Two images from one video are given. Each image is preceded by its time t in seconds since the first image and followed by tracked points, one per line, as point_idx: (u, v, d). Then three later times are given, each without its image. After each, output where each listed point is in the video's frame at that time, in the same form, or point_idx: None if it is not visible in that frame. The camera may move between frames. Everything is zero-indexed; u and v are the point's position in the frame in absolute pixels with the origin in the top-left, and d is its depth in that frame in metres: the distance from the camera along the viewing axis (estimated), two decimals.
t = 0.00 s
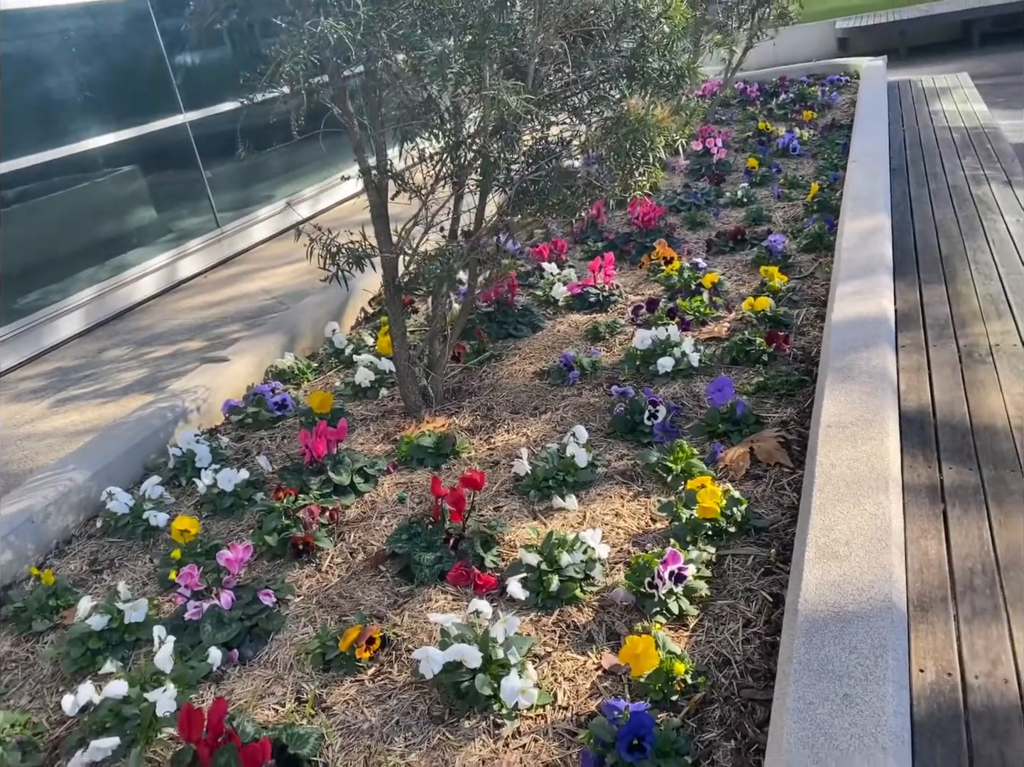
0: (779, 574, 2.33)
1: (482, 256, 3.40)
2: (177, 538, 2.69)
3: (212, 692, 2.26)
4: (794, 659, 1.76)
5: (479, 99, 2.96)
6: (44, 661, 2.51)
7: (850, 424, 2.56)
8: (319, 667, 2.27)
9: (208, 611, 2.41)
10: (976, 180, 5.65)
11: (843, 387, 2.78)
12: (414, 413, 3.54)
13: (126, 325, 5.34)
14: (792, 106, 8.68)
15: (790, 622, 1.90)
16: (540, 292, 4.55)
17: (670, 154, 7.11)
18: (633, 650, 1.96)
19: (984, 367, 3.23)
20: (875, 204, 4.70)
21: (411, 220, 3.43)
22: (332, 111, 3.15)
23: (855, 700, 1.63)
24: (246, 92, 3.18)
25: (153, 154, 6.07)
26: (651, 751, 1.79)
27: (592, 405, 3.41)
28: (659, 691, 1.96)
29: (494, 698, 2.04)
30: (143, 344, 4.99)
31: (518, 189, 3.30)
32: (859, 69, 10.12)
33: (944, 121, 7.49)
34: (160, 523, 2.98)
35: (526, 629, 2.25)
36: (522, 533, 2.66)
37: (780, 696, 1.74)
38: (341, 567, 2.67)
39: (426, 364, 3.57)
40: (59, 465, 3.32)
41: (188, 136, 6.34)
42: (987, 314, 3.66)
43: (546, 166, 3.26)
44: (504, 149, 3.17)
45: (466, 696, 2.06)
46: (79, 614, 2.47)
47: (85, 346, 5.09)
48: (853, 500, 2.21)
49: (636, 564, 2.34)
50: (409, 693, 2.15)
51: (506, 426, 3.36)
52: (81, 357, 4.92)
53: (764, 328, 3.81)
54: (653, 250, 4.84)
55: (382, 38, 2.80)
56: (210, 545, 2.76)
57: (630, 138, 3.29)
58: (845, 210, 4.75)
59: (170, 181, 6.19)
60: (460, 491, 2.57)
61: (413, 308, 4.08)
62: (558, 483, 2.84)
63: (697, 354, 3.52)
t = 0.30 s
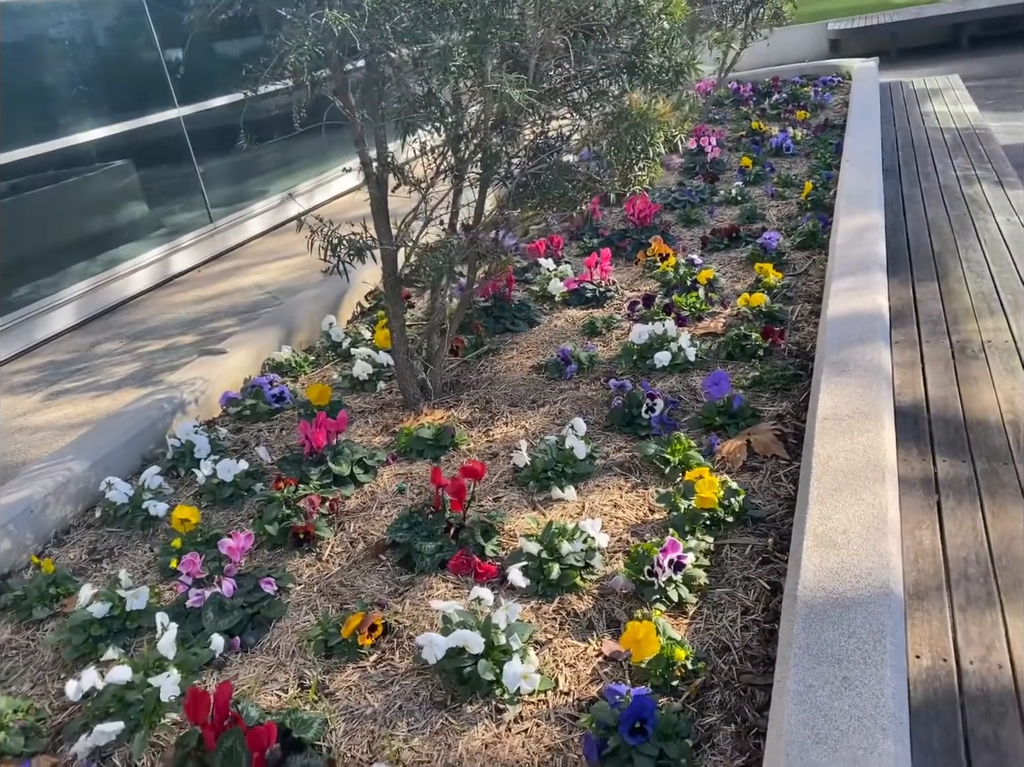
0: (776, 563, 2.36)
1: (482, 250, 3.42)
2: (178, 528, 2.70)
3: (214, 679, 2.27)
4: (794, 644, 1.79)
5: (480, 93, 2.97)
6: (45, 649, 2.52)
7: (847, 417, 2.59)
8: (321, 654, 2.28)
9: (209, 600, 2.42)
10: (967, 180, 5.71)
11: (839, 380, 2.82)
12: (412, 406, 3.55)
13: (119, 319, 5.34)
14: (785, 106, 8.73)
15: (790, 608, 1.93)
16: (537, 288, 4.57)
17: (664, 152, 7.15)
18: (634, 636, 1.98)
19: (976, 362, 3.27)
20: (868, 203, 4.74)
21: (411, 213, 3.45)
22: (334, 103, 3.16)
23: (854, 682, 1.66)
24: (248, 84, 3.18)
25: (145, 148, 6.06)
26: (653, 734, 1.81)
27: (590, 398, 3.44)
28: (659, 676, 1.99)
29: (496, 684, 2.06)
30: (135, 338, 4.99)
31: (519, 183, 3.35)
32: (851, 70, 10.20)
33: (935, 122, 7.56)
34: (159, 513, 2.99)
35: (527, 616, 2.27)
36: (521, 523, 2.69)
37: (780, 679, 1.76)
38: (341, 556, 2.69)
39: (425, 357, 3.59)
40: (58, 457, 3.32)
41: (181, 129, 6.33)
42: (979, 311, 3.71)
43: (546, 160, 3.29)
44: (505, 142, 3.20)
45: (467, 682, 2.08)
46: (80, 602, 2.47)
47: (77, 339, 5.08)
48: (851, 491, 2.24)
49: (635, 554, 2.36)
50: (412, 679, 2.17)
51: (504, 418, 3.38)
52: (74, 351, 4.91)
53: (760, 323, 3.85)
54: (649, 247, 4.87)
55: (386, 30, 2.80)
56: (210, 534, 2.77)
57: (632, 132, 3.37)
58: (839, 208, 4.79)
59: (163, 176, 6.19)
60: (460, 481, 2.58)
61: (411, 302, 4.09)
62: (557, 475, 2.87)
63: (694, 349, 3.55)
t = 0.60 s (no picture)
0: (779, 548, 2.41)
1: (485, 241, 3.45)
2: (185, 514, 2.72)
3: (225, 661, 2.30)
4: (800, 623, 1.84)
5: (486, 84, 3.00)
6: (54, 631, 2.54)
7: (847, 407, 2.64)
8: (331, 637, 2.31)
9: (218, 584, 2.44)
10: (960, 178, 5.78)
11: (839, 371, 2.87)
12: (414, 395, 3.58)
13: (112, 309, 5.33)
14: (779, 104, 8.80)
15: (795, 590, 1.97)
16: (536, 281, 4.61)
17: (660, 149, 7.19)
18: (641, 618, 2.02)
19: (971, 355, 3.33)
20: (863, 199, 4.80)
21: (414, 204, 3.47)
22: (340, 95, 3.19)
23: (860, 660, 1.71)
24: (256, 73, 3.19)
25: (138, 140, 6.06)
26: (663, 712, 1.85)
27: (591, 389, 3.47)
28: (666, 656, 2.03)
29: (506, 664, 2.10)
30: (128, 330, 4.99)
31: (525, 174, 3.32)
32: (843, 69, 10.27)
33: (928, 121, 7.63)
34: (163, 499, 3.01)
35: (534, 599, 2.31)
36: (527, 509, 2.72)
37: (787, 658, 1.81)
38: (349, 542, 2.72)
39: (427, 348, 3.62)
40: (61, 444, 3.33)
41: (175, 121, 6.34)
42: (973, 306, 3.76)
43: (551, 153, 3.32)
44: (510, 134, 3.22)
45: (477, 662, 2.11)
46: (90, 585, 2.49)
47: (70, 330, 5.07)
48: (853, 478, 2.29)
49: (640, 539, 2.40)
50: (422, 660, 2.20)
51: (506, 408, 3.42)
52: (67, 342, 4.90)
53: (758, 317, 3.90)
54: (647, 241, 4.92)
55: (396, 20, 2.82)
56: (217, 519, 2.79)
57: (638, 127, 3.41)
58: (834, 205, 4.84)
59: (155, 168, 6.19)
60: (466, 468, 2.61)
61: (412, 293, 4.12)
62: (561, 462, 2.90)
63: (694, 341, 3.59)
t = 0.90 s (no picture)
0: (782, 530, 2.46)
1: (489, 229, 3.48)
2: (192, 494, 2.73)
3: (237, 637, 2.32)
4: (809, 598, 1.88)
5: (493, 71, 3.02)
6: (64, 609, 2.56)
7: (849, 392, 2.69)
8: (342, 614, 2.34)
9: (229, 562, 2.47)
10: (951, 174, 5.85)
11: (840, 358, 2.92)
12: (417, 380, 3.60)
13: (104, 298, 5.32)
14: (771, 99, 8.86)
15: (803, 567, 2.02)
16: (535, 270, 4.64)
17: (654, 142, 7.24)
18: (651, 594, 2.06)
19: (966, 345, 3.39)
20: (858, 193, 4.86)
21: (419, 190, 3.49)
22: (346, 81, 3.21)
23: (868, 633, 1.76)
24: (266, 58, 3.21)
25: (130, 128, 6.05)
26: (674, 685, 1.89)
27: (593, 376, 3.51)
28: (675, 632, 2.08)
29: (517, 639, 2.14)
30: (121, 318, 4.98)
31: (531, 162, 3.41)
32: (835, 65, 10.35)
33: (919, 118, 7.72)
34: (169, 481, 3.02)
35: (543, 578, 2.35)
36: (533, 491, 2.76)
37: (796, 631, 1.86)
38: (357, 523, 2.74)
39: (429, 334, 3.64)
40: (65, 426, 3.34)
41: (167, 109, 6.33)
42: (967, 298, 3.83)
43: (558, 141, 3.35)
44: (516, 121, 3.25)
45: (488, 638, 2.15)
46: (101, 563, 2.51)
47: (62, 317, 5.06)
48: (856, 460, 2.34)
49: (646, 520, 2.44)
50: (434, 637, 2.24)
51: (509, 393, 3.45)
52: (59, 329, 4.89)
53: (756, 307, 3.95)
54: (644, 232, 4.96)
55: (407, 6, 2.84)
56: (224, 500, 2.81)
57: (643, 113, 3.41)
58: (830, 198, 4.89)
59: (147, 157, 6.18)
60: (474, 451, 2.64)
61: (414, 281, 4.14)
62: (566, 446, 2.94)
63: (694, 330, 3.64)
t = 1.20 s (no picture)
0: (783, 510, 2.50)
1: (491, 215, 3.49)
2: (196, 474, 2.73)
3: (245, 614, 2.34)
4: (814, 574, 1.92)
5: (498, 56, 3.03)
6: (69, 588, 2.56)
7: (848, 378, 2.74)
8: (350, 591, 2.36)
9: (235, 541, 2.48)
10: (941, 169, 5.92)
11: (838, 345, 2.96)
12: (418, 365, 3.62)
13: (93, 284, 5.29)
14: (762, 94, 8.91)
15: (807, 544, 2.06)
16: (532, 258, 4.67)
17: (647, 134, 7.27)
18: (657, 571, 2.09)
19: (959, 335, 3.45)
20: (851, 186, 4.91)
21: (421, 176, 3.50)
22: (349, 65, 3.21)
23: (873, 607, 1.80)
24: (270, 40, 3.21)
25: (121, 113, 6.01)
26: (681, 658, 1.93)
27: (593, 362, 3.54)
28: (681, 608, 2.11)
29: (525, 615, 2.17)
30: (111, 304, 4.96)
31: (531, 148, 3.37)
32: (824, 62, 10.42)
33: (909, 114, 7.79)
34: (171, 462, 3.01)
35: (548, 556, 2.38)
36: (536, 473, 2.79)
37: (802, 605, 1.90)
38: (361, 503, 2.76)
39: (429, 320, 3.66)
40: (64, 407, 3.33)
41: (159, 94, 6.30)
42: (959, 289, 3.89)
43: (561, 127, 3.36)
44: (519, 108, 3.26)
45: (496, 614, 2.18)
46: (107, 541, 2.52)
47: (49, 303, 5.03)
48: (856, 443, 2.39)
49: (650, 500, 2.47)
50: (441, 614, 2.26)
51: (509, 378, 3.48)
52: (48, 315, 4.86)
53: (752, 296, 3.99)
54: (640, 222, 4.99)
55: None
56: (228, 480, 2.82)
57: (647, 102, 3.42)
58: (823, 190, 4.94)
59: (138, 142, 6.14)
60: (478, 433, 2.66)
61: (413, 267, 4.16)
62: (568, 430, 2.97)
63: (692, 317, 3.67)
